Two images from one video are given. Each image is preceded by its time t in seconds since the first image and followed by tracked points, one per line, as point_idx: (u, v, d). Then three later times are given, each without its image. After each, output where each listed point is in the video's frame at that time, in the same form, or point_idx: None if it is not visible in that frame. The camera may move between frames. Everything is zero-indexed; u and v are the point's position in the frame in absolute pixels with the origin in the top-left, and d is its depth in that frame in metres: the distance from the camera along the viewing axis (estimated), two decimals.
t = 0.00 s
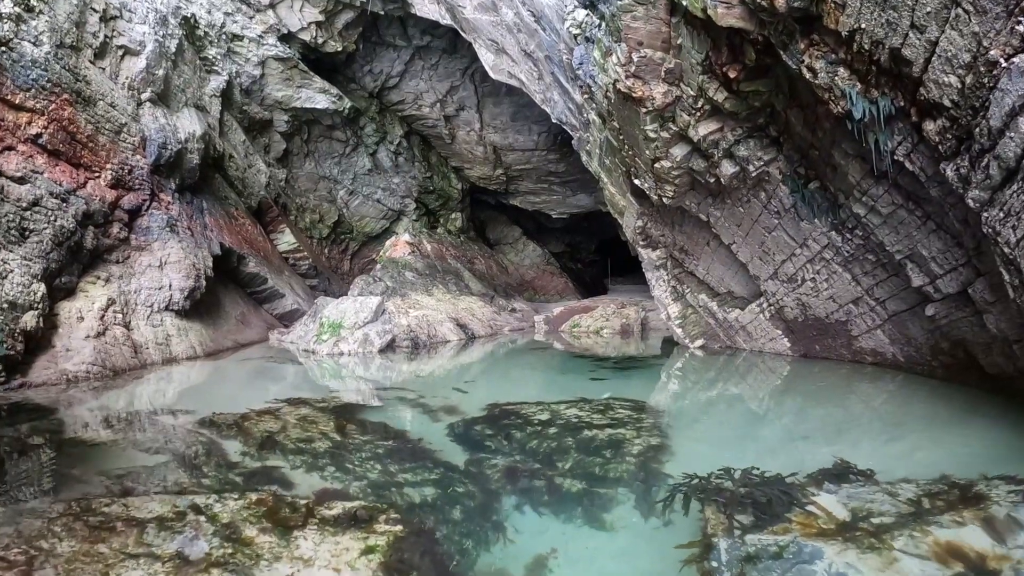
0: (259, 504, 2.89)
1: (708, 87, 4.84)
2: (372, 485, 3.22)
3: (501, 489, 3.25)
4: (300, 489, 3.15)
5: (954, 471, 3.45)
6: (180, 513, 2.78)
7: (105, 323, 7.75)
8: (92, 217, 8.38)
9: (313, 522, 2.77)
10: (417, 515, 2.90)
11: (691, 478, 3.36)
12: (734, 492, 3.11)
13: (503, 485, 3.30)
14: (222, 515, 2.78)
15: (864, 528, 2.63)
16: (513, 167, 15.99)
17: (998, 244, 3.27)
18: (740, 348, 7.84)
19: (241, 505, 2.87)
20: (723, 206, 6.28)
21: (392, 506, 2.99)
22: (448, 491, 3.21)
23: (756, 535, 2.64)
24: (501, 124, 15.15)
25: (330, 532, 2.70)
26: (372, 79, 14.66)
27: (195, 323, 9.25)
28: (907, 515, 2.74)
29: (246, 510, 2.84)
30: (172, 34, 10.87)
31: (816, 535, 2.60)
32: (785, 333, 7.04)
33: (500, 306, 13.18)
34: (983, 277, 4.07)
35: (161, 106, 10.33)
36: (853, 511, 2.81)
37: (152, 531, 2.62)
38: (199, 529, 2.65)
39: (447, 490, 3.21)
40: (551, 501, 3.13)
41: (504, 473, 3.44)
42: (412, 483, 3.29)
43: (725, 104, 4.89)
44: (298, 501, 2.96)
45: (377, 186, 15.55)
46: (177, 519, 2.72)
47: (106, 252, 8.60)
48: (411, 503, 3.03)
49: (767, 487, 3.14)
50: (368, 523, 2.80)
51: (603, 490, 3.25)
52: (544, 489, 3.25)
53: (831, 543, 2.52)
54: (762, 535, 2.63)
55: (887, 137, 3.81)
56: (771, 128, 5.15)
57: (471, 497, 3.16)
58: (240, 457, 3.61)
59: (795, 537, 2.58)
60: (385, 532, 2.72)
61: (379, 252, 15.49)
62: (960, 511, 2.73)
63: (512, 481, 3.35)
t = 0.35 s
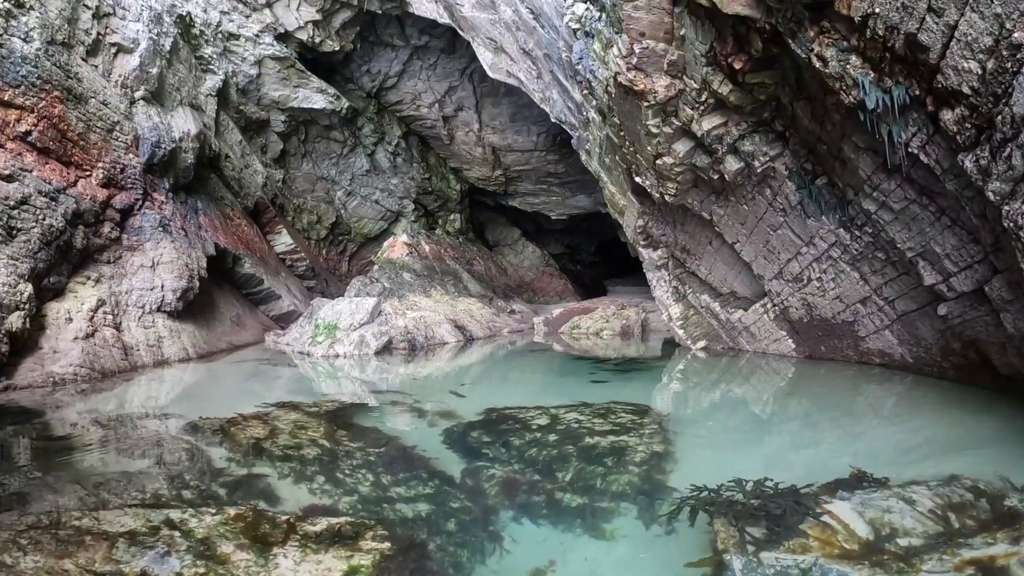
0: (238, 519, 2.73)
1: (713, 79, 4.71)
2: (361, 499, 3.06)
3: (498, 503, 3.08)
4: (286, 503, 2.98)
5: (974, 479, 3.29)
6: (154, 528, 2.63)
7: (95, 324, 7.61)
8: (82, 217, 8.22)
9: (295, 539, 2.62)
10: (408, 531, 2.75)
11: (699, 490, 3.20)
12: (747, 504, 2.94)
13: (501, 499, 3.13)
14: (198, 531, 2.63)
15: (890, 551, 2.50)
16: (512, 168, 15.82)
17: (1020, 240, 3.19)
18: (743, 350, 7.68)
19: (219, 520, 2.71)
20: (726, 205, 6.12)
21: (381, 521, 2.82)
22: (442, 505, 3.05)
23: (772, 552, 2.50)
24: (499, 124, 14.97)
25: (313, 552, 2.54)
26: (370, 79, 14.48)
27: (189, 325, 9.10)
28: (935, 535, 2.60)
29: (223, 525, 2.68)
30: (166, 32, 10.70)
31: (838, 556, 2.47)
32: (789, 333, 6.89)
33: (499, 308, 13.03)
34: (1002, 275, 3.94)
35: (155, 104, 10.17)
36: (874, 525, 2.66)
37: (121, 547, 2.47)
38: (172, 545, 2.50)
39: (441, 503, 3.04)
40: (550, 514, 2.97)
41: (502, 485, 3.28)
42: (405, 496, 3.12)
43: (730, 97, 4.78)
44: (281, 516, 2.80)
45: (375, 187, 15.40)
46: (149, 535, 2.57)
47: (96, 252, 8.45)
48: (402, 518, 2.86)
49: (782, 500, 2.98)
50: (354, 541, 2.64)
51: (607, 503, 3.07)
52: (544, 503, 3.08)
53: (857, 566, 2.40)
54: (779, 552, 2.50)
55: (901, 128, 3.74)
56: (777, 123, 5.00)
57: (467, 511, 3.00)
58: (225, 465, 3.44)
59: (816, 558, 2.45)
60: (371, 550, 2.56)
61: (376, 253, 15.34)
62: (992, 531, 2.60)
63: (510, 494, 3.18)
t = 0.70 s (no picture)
0: (227, 536, 2.59)
1: (721, 74, 4.58)
2: (359, 512, 2.92)
3: (502, 516, 2.94)
4: (280, 517, 2.85)
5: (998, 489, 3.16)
6: (138, 547, 2.49)
7: (89, 327, 7.48)
8: (77, 217, 8.08)
9: (287, 560, 2.48)
10: (407, 549, 2.61)
11: (716, 502, 3.05)
12: (766, 519, 2.79)
13: (505, 510, 2.99)
14: (184, 550, 2.49)
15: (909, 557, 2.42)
16: (512, 169, 15.68)
17: None
18: (748, 352, 7.55)
19: (207, 538, 2.57)
20: (733, 204, 5.98)
21: (379, 537, 2.68)
22: (444, 519, 2.90)
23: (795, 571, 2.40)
24: (499, 126, 14.83)
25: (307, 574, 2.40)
26: (369, 80, 14.35)
27: (186, 328, 8.96)
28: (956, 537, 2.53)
29: (211, 544, 2.54)
30: (164, 31, 10.58)
31: (859, 567, 2.39)
32: (796, 335, 6.74)
33: (500, 310, 12.90)
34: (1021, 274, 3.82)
35: (151, 104, 10.04)
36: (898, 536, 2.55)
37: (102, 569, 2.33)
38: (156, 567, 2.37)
39: (444, 516, 2.90)
40: (558, 526, 2.83)
41: (506, 497, 3.13)
42: (405, 509, 2.97)
43: (739, 92, 4.66)
44: (274, 534, 2.66)
45: (375, 188, 15.27)
46: (133, 555, 2.43)
47: (92, 253, 8.31)
48: (402, 534, 2.72)
49: (802, 512, 2.84)
50: (350, 561, 2.50)
51: (617, 517, 2.93)
52: (550, 516, 2.94)
53: None
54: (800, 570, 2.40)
55: (918, 123, 3.61)
56: (786, 120, 4.87)
57: (470, 524, 2.86)
58: (217, 476, 3.30)
59: (836, 571, 2.37)
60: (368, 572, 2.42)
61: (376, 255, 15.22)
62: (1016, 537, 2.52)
63: (514, 506, 3.04)
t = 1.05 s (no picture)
0: (212, 554, 2.43)
1: (730, 67, 4.44)
2: (356, 526, 2.76)
3: (506, 531, 2.79)
4: (273, 533, 2.69)
5: None
6: (116, 565, 2.34)
7: (79, 328, 7.33)
8: (68, 216, 7.91)
9: None
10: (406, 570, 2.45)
11: (734, 514, 2.91)
12: (790, 529, 2.65)
13: (510, 525, 2.84)
14: (165, 570, 2.33)
15: None
16: (511, 171, 15.53)
17: None
18: (753, 354, 7.40)
19: (189, 556, 2.42)
20: (739, 202, 5.84)
21: (378, 557, 2.53)
22: (446, 534, 2.75)
23: None
24: (498, 127, 14.66)
25: None
26: (367, 81, 14.19)
27: (180, 330, 8.81)
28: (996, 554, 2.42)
29: (195, 563, 2.38)
30: (159, 29, 10.42)
31: None
32: (803, 336, 6.59)
33: (499, 311, 12.75)
34: None
35: (146, 102, 9.88)
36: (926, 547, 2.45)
37: None
38: None
39: (447, 533, 2.75)
40: (567, 544, 2.69)
41: (511, 509, 2.99)
42: (405, 523, 2.82)
43: (747, 85, 4.53)
44: (263, 552, 2.50)
45: (372, 190, 15.11)
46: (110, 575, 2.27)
47: (83, 253, 8.15)
48: (402, 553, 2.56)
49: (827, 521, 2.70)
50: None
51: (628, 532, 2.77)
52: (559, 533, 2.78)
53: None
54: None
55: (937, 114, 3.47)
56: (796, 114, 4.73)
57: (474, 540, 2.70)
58: (206, 485, 3.14)
59: None
60: None
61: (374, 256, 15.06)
62: None
63: (520, 521, 2.89)
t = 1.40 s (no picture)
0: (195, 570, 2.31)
1: (737, 59, 4.32)
2: (350, 537, 2.63)
3: (508, 540, 2.66)
4: (263, 545, 2.56)
5: None
6: None
7: (71, 329, 7.21)
8: (61, 215, 7.79)
9: None
10: None
11: (751, 523, 2.77)
12: (812, 541, 2.52)
13: (512, 533, 2.71)
14: None
15: None
16: (510, 171, 15.41)
17: None
18: (757, 354, 7.28)
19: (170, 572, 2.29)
20: (745, 199, 5.71)
21: (372, 571, 2.40)
22: (445, 545, 2.62)
23: None
24: (497, 127, 14.54)
25: None
26: (365, 80, 14.07)
27: (174, 330, 8.68)
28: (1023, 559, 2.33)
29: None
30: (154, 27, 10.29)
31: None
32: (808, 336, 6.47)
33: (498, 312, 12.63)
34: None
35: (141, 100, 9.75)
36: (951, 554, 2.36)
37: None
38: None
39: (445, 543, 2.62)
40: (572, 552, 2.56)
41: (513, 517, 2.86)
42: (403, 533, 2.69)
43: (755, 77, 4.41)
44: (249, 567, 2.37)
45: (371, 190, 14.98)
46: None
47: (76, 252, 8.02)
48: (398, 565, 2.44)
49: (848, 530, 2.59)
50: None
51: (639, 541, 2.65)
52: (565, 542, 2.65)
53: None
54: None
55: (953, 104, 3.36)
56: (803, 108, 4.62)
57: (474, 550, 2.58)
58: (195, 493, 3.00)
59: None
60: None
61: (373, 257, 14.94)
62: None
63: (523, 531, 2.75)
